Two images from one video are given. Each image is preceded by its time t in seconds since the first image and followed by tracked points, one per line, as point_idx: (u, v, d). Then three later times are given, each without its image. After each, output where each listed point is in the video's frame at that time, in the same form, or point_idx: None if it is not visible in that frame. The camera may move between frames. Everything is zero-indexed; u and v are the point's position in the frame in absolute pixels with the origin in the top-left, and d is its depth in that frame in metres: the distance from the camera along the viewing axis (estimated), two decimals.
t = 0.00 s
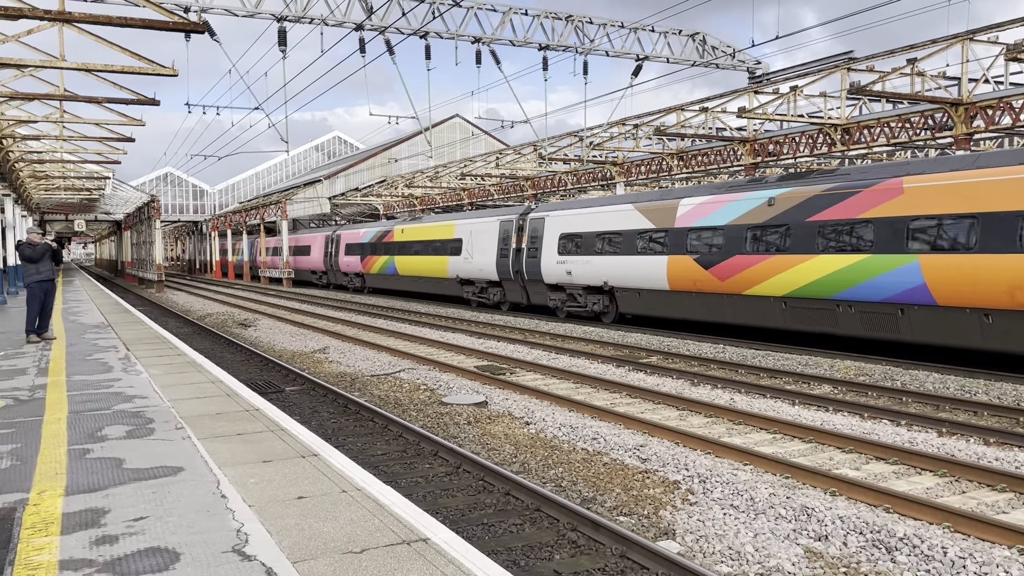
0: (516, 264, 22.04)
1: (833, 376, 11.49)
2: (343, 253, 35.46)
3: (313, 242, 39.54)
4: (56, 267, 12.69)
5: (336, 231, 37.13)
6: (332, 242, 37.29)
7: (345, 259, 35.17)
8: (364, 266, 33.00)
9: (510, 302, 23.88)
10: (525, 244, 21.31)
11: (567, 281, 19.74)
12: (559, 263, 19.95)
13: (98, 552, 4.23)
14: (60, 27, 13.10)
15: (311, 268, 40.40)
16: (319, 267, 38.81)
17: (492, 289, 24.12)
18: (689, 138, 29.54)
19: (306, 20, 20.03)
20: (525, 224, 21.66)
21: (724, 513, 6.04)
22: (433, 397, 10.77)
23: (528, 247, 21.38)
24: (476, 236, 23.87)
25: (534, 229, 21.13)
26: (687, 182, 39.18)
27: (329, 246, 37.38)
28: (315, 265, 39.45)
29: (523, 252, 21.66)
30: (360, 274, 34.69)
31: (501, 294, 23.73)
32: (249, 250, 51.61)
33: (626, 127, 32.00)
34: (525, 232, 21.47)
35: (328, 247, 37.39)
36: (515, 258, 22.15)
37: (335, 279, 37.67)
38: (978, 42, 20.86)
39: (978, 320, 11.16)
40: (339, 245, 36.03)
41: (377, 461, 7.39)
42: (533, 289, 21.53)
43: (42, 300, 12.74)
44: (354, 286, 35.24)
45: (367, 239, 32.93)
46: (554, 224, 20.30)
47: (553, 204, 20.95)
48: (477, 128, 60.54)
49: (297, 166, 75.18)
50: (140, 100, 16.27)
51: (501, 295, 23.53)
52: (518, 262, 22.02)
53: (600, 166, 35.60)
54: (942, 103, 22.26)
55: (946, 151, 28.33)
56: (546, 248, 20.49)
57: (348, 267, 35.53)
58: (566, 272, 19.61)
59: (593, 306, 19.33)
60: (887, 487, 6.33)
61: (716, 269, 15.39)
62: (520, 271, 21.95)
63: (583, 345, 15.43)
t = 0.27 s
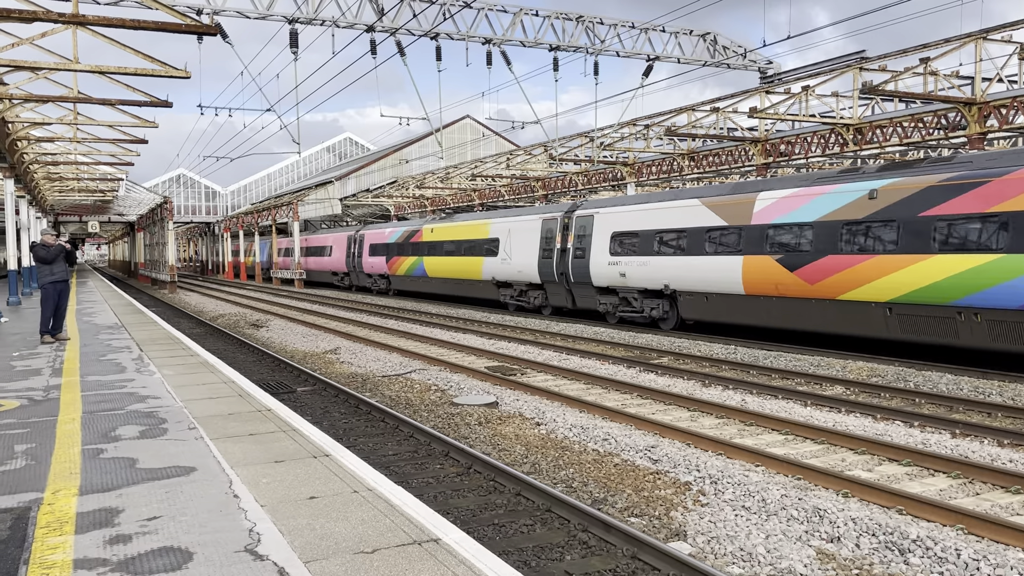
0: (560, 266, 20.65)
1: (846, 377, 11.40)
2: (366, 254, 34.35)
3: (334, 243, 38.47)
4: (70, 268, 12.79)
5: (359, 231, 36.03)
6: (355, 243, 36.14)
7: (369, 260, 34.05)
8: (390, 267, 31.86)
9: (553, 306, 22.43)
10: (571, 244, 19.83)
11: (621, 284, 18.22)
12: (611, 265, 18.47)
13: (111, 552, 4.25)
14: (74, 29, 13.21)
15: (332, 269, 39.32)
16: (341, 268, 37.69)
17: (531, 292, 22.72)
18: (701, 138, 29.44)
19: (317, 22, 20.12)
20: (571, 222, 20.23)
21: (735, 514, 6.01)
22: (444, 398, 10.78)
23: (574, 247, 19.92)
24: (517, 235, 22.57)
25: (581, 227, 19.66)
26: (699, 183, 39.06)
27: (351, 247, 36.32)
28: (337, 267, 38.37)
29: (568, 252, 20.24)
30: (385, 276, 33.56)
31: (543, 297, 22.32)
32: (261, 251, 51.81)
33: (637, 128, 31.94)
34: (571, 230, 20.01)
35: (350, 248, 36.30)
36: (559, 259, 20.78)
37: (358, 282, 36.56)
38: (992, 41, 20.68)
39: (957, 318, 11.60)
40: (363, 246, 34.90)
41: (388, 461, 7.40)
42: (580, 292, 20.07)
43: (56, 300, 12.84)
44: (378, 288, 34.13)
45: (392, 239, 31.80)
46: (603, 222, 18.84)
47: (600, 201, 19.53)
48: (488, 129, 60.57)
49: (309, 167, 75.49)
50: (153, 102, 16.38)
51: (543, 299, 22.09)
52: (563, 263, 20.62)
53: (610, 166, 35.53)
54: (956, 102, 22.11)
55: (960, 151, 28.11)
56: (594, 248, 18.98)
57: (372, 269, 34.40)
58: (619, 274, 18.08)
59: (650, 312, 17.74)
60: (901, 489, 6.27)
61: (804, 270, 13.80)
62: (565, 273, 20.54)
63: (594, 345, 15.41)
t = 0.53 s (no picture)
0: (608, 267, 19.08)
1: (855, 378, 11.35)
2: (388, 254, 32.99)
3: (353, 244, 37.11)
4: (79, 269, 12.85)
5: (379, 231, 34.68)
6: (376, 242, 34.75)
7: (391, 261, 32.70)
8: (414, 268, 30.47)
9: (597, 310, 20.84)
10: (620, 243, 18.17)
11: (680, 287, 16.56)
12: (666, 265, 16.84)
13: (121, 551, 4.27)
14: (83, 31, 13.27)
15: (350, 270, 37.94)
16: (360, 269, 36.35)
17: (574, 295, 21.10)
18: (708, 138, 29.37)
19: (325, 23, 20.16)
20: (619, 219, 18.62)
21: (743, 515, 5.98)
22: (451, 398, 10.78)
23: (622, 246, 18.30)
24: (558, 234, 21.04)
25: (630, 224, 18.04)
26: (706, 183, 38.96)
27: (371, 247, 34.97)
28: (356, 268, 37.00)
29: (616, 252, 18.68)
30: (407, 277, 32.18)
31: (586, 300, 20.76)
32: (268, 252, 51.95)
33: (644, 128, 31.89)
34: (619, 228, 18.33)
35: (371, 248, 34.89)
36: (607, 259, 19.22)
37: (378, 284, 35.17)
38: (1001, 40, 20.58)
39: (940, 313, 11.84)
40: (384, 246, 33.54)
41: (395, 461, 7.42)
42: (629, 296, 18.44)
43: (65, 301, 12.90)
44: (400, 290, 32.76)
45: (416, 238, 30.46)
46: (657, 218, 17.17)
47: (651, 196, 17.91)
48: (495, 130, 60.60)
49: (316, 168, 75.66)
50: (161, 103, 16.45)
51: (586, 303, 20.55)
52: (610, 264, 19.09)
53: (617, 166, 35.48)
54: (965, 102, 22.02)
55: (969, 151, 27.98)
56: (647, 247, 17.29)
57: (393, 270, 33.02)
58: (677, 276, 16.47)
59: (715, 318, 16.02)
60: (909, 490, 6.23)
61: (909, 272, 12.11)
62: (613, 274, 19.00)
63: (601, 346, 15.39)
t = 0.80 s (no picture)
0: (659, 267, 17.38)
1: (860, 378, 11.32)
2: (407, 254, 31.35)
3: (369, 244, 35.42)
4: (84, 269, 12.88)
5: (397, 230, 33.03)
6: (393, 242, 33.11)
7: (410, 261, 31.06)
8: (435, 269, 28.81)
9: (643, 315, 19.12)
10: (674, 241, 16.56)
11: (747, 290, 15.05)
12: (731, 266, 15.24)
13: (126, 551, 4.28)
14: (88, 33, 13.31)
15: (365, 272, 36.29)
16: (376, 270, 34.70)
17: (617, 298, 19.48)
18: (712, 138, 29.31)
19: (329, 24, 20.18)
20: (673, 216, 17.01)
21: (748, 515, 5.97)
22: (455, 398, 10.78)
23: (677, 245, 16.68)
24: (600, 231, 19.30)
25: (686, 221, 16.49)
26: (710, 183, 38.90)
27: (389, 247, 33.34)
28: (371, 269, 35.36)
29: (670, 251, 16.99)
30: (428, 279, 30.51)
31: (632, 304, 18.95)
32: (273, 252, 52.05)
33: (648, 128, 31.86)
34: (673, 225, 16.75)
35: (389, 248, 33.21)
36: (658, 259, 17.51)
37: (396, 285, 33.49)
38: (1006, 39, 20.51)
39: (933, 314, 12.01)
40: (403, 246, 31.89)
41: (400, 461, 7.42)
42: (685, 299, 16.79)
43: (70, 302, 12.94)
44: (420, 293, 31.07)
45: (437, 237, 28.81)
46: (719, 214, 15.64)
47: (707, 190, 16.35)
48: (498, 130, 60.61)
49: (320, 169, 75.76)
50: (166, 104, 16.48)
51: (632, 307, 18.80)
52: (662, 264, 17.38)
53: (621, 166, 35.44)
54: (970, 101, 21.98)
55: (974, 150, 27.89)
56: (708, 245, 15.75)
57: (412, 271, 31.38)
58: (746, 277, 14.86)
59: (791, 325, 14.50)
60: (914, 490, 6.22)
61: (913, 271, 12.07)
62: (665, 275, 17.33)
63: (605, 346, 15.38)
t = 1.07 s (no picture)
0: (718, 267, 15.80)
1: (861, 377, 11.30)
2: (425, 254, 29.91)
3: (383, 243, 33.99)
4: (86, 269, 12.89)
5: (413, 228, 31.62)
6: (409, 241, 31.68)
7: (428, 261, 29.58)
8: (456, 269, 27.37)
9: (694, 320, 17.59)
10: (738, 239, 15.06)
11: (828, 293, 13.56)
12: (810, 266, 13.75)
13: (128, 551, 4.28)
14: (90, 33, 13.32)
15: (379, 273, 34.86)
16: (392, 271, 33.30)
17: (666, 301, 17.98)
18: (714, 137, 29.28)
19: (330, 24, 20.19)
20: (734, 211, 15.45)
21: (750, 515, 5.95)
22: (457, 398, 10.78)
23: (740, 242, 15.18)
24: (648, 228, 17.74)
25: (750, 216, 14.97)
26: (712, 183, 38.86)
27: (405, 246, 31.92)
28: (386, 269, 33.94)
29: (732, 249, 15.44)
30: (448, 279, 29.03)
31: (684, 308, 17.41)
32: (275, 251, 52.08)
33: (650, 127, 31.85)
34: (736, 221, 15.23)
35: (405, 246, 31.77)
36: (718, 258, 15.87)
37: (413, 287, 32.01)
38: (1009, 38, 20.47)
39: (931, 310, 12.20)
40: (420, 245, 30.44)
41: (402, 461, 7.42)
42: (749, 303, 15.27)
43: (72, 302, 12.94)
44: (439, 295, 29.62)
45: (458, 236, 27.38)
46: (792, 208, 14.12)
47: (773, 181, 14.84)
48: (500, 129, 60.62)
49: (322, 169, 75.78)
50: (168, 104, 16.50)
51: (685, 310, 17.24)
52: (723, 264, 15.76)
53: (623, 166, 35.44)
54: (972, 101, 21.96)
55: (977, 150, 27.85)
56: (780, 243, 14.24)
57: (431, 272, 29.95)
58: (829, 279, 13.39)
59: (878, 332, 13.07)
60: (917, 490, 6.21)
61: (912, 272, 12.12)
62: (726, 276, 15.78)
63: (607, 345, 15.37)
